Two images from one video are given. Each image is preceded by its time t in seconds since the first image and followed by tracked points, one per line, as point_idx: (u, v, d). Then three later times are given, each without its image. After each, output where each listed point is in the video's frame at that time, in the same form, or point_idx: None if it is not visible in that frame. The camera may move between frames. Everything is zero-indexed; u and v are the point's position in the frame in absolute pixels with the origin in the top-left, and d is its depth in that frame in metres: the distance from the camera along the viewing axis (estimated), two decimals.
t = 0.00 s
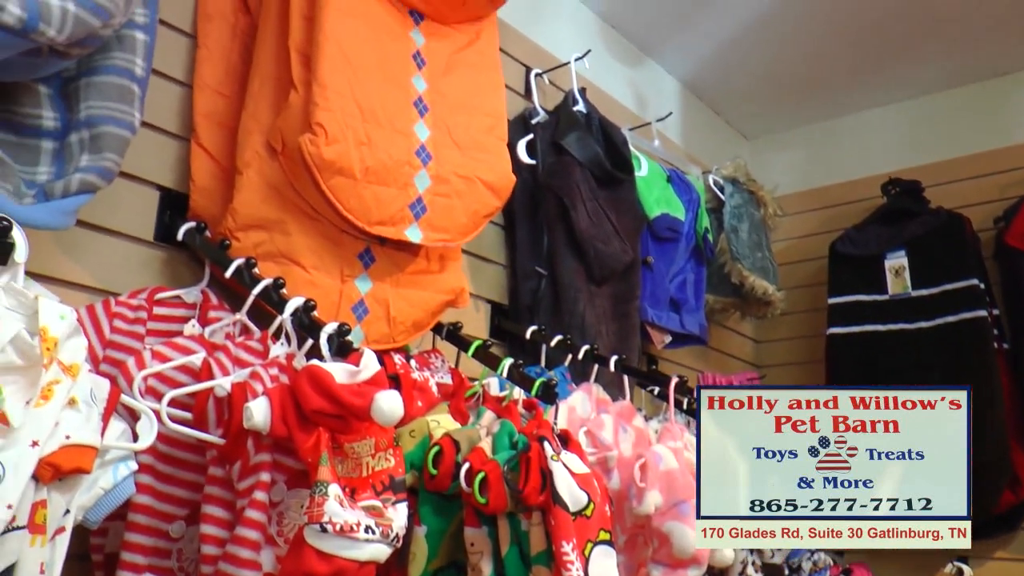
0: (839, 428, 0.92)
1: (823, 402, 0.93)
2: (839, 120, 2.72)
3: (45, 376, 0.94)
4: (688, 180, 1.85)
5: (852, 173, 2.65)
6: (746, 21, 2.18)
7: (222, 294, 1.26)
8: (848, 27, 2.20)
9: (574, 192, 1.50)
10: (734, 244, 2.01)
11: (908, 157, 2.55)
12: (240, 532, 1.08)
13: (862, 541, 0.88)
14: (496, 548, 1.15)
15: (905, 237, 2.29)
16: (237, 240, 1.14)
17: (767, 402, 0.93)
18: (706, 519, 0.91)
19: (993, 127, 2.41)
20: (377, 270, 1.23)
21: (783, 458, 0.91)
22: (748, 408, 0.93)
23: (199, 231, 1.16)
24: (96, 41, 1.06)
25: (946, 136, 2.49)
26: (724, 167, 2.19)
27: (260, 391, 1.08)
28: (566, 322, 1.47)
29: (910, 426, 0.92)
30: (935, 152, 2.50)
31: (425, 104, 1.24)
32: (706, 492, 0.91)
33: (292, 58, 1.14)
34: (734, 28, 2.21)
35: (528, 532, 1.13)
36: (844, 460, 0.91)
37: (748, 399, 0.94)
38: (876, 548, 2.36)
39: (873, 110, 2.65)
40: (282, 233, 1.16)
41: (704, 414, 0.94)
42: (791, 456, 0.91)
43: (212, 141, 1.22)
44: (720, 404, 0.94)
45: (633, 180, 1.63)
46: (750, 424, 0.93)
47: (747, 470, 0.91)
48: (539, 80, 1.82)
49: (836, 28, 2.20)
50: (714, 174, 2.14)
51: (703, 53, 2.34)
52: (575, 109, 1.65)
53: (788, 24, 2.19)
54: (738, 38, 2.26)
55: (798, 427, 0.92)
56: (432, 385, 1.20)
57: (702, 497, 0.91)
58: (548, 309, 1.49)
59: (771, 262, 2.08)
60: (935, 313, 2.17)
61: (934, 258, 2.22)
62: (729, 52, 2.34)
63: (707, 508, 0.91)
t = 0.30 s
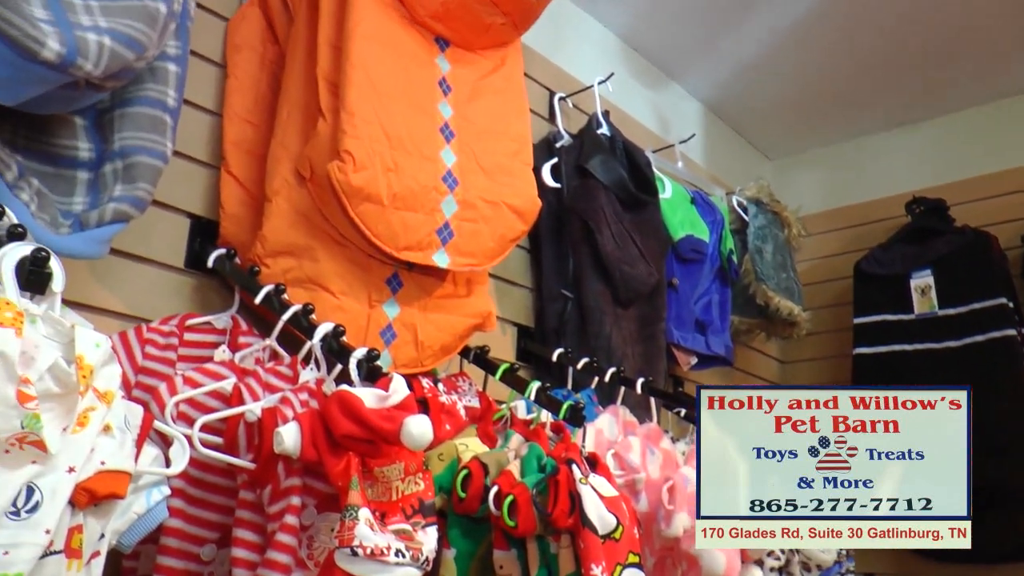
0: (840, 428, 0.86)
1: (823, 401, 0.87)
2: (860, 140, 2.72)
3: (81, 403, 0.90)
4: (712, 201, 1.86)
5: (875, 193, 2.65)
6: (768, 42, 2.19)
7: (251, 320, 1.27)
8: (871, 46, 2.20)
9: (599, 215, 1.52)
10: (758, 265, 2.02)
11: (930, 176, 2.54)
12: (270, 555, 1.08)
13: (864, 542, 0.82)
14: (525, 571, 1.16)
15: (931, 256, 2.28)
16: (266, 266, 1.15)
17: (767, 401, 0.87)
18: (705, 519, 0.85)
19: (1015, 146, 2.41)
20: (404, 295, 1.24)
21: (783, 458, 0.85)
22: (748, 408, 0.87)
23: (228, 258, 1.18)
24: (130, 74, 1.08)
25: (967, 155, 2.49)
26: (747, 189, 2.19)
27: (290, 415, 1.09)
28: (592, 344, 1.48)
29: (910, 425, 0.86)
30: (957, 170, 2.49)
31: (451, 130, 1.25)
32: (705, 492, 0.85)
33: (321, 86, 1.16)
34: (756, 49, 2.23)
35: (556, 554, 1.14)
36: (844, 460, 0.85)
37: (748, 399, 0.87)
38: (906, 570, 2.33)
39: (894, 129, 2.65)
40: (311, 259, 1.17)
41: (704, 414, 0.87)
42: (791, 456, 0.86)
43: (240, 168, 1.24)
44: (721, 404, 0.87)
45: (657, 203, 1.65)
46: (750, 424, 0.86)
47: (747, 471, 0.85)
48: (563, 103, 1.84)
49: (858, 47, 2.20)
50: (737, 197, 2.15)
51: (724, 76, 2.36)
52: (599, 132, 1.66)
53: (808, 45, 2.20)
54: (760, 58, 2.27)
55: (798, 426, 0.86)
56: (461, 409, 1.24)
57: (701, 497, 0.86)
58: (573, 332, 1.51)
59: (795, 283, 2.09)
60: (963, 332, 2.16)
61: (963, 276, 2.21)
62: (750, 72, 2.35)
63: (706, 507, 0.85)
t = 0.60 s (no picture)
0: (839, 429, 0.88)
1: (824, 402, 0.89)
2: (889, 154, 2.72)
3: (119, 426, 0.88)
4: (742, 219, 1.88)
5: (904, 209, 2.63)
6: (796, 58, 2.19)
7: (285, 342, 1.28)
8: (900, 61, 2.19)
9: (629, 233, 1.53)
10: (790, 282, 2.03)
11: (960, 189, 2.53)
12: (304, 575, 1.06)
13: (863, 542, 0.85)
14: None
15: (966, 272, 2.26)
16: (299, 288, 1.16)
17: (767, 402, 0.89)
18: (707, 518, 0.87)
19: None
20: (436, 315, 1.25)
21: (783, 458, 0.88)
22: (749, 408, 0.89)
23: (261, 279, 1.19)
24: (166, 100, 1.09)
25: (998, 169, 2.47)
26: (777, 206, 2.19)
27: (324, 436, 1.10)
28: (625, 363, 1.48)
29: (910, 426, 0.88)
30: (988, 184, 2.47)
31: (482, 151, 1.27)
32: (705, 492, 0.87)
33: (352, 109, 1.17)
34: (785, 66, 2.23)
35: None
36: (845, 461, 0.87)
37: (748, 400, 0.90)
38: None
39: (923, 144, 2.64)
40: (344, 281, 1.18)
41: (704, 415, 0.90)
42: (791, 456, 0.88)
43: (273, 191, 1.25)
44: (720, 404, 0.90)
45: (688, 221, 1.66)
46: (751, 424, 0.89)
47: (747, 470, 0.87)
48: (592, 122, 1.86)
49: (887, 62, 2.20)
50: (768, 214, 2.16)
51: (753, 93, 2.37)
52: (629, 151, 1.68)
53: (837, 61, 2.20)
54: (788, 75, 2.27)
55: (798, 427, 0.88)
56: (494, 429, 1.22)
57: (702, 498, 0.88)
58: (606, 351, 1.51)
59: (827, 300, 2.08)
60: (1002, 349, 2.13)
61: (999, 290, 2.19)
62: (778, 89, 2.35)
63: (707, 507, 0.87)
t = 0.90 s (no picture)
0: (840, 429, 0.78)
1: (824, 402, 0.79)
2: (922, 160, 2.69)
3: (159, 436, 0.88)
4: (775, 227, 1.89)
5: (941, 216, 2.61)
6: (827, 64, 2.18)
7: (320, 353, 1.30)
8: (931, 65, 2.17)
9: (662, 243, 1.53)
10: (823, 289, 2.02)
11: (996, 195, 2.50)
12: None
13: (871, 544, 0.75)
14: None
15: (1003, 278, 2.21)
16: (334, 300, 1.17)
17: (767, 402, 0.79)
18: (705, 518, 0.77)
19: None
20: (470, 326, 1.26)
21: (783, 458, 0.78)
22: (748, 408, 0.79)
23: (296, 292, 1.20)
24: (203, 115, 1.09)
25: None
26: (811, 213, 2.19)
27: (360, 447, 1.11)
28: (658, 373, 1.49)
29: (912, 425, 0.78)
30: None
31: (515, 162, 1.28)
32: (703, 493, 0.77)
33: (386, 121, 1.19)
34: (816, 72, 2.21)
35: None
36: (845, 461, 0.77)
37: (749, 400, 0.80)
38: None
39: (958, 149, 2.61)
40: (378, 292, 1.19)
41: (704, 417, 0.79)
42: (791, 457, 0.78)
43: (307, 203, 1.28)
44: (720, 403, 0.80)
45: (720, 230, 1.66)
46: (751, 424, 0.79)
47: (747, 471, 0.78)
48: (624, 132, 1.86)
49: (919, 66, 2.17)
50: (801, 221, 2.16)
51: (784, 100, 2.36)
52: (661, 160, 1.69)
53: (872, 66, 2.18)
54: (819, 82, 2.26)
55: (798, 427, 0.78)
56: (529, 439, 1.24)
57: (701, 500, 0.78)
58: (639, 361, 1.52)
59: (861, 308, 2.06)
60: None
61: None
62: (810, 96, 2.34)
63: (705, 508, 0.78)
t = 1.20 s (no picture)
0: (840, 427, 0.71)
1: (824, 399, 0.72)
2: (947, 162, 2.67)
3: (182, 446, 0.87)
4: (797, 232, 1.88)
5: (965, 218, 2.59)
6: (847, 67, 2.17)
7: (342, 361, 1.31)
8: (952, 66, 2.15)
9: (684, 249, 1.53)
10: (846, 294, 2.01)
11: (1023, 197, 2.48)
12: None
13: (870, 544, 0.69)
14: None
15: None
16: (356, 308, 1.17)
17: (766, 399, 0.72)
18: (704, 518, 0.70)
19: None
20: (493, 333, 1.26)
21: (783, 457, 0.71)
22: (748, 407, 0.72)
23: (318, 300, 1.21)
24: (225, 126, 1.10)
25: None
26: (833, 218, 2.20)
27: (383, 455, 1.11)
28: (681, 379, 1.48)
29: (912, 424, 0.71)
30: None
31: (536, 169, 1.28)
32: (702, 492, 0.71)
33: (408, 130, 1.19)
34: (836, 76, 2.20)
35: None
36: (845, 460, 0.71)
37: (747, 397, 0.72)
38: None
39: (984, 151, 2.59)
40: (400, 300, 1.19)
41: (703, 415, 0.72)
42: (792, 456, 0.71)
43: (329, 214, 1.29)
44: (720, 403, 0.73)
45: (742, 235, 1.66)
46: (750, 423, 0.72)
47: (747, 471, 0.71)
48: (645, 137, 1.86)
49: (940, 68, 2.16)
50: (823, 226, 2.16)
51: (805, 104, 2.35)
52: (682, 165, 1.69)
53: (896, 69, 2.17)
54: (839, 85, 2.25)
55: (798, 425, 0.71)
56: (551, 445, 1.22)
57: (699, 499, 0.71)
58: (662, 367, 1.52)
59: (885, 312, 2.05)
60: None
61: None
62: (831, 100, 2.33)
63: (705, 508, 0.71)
